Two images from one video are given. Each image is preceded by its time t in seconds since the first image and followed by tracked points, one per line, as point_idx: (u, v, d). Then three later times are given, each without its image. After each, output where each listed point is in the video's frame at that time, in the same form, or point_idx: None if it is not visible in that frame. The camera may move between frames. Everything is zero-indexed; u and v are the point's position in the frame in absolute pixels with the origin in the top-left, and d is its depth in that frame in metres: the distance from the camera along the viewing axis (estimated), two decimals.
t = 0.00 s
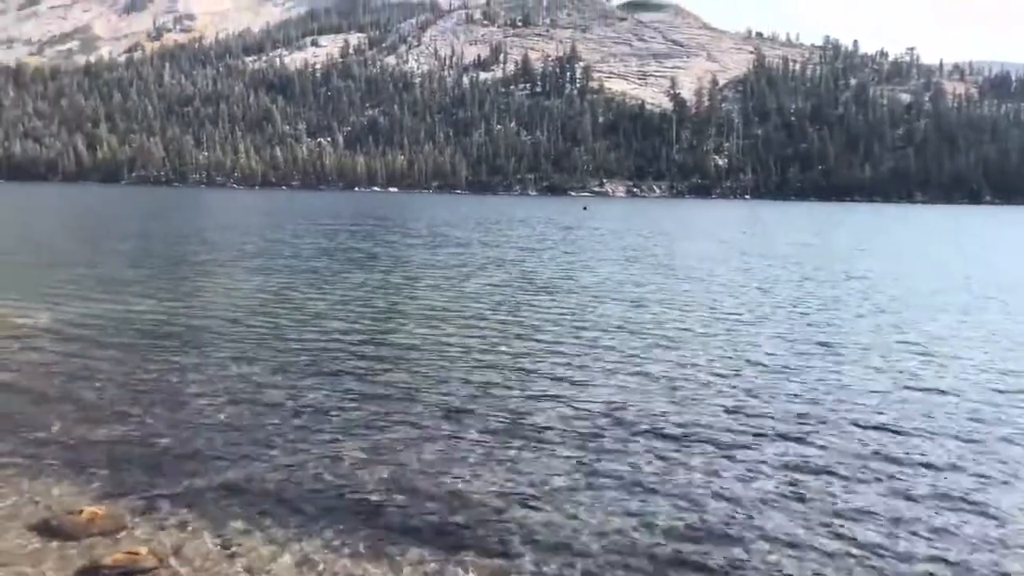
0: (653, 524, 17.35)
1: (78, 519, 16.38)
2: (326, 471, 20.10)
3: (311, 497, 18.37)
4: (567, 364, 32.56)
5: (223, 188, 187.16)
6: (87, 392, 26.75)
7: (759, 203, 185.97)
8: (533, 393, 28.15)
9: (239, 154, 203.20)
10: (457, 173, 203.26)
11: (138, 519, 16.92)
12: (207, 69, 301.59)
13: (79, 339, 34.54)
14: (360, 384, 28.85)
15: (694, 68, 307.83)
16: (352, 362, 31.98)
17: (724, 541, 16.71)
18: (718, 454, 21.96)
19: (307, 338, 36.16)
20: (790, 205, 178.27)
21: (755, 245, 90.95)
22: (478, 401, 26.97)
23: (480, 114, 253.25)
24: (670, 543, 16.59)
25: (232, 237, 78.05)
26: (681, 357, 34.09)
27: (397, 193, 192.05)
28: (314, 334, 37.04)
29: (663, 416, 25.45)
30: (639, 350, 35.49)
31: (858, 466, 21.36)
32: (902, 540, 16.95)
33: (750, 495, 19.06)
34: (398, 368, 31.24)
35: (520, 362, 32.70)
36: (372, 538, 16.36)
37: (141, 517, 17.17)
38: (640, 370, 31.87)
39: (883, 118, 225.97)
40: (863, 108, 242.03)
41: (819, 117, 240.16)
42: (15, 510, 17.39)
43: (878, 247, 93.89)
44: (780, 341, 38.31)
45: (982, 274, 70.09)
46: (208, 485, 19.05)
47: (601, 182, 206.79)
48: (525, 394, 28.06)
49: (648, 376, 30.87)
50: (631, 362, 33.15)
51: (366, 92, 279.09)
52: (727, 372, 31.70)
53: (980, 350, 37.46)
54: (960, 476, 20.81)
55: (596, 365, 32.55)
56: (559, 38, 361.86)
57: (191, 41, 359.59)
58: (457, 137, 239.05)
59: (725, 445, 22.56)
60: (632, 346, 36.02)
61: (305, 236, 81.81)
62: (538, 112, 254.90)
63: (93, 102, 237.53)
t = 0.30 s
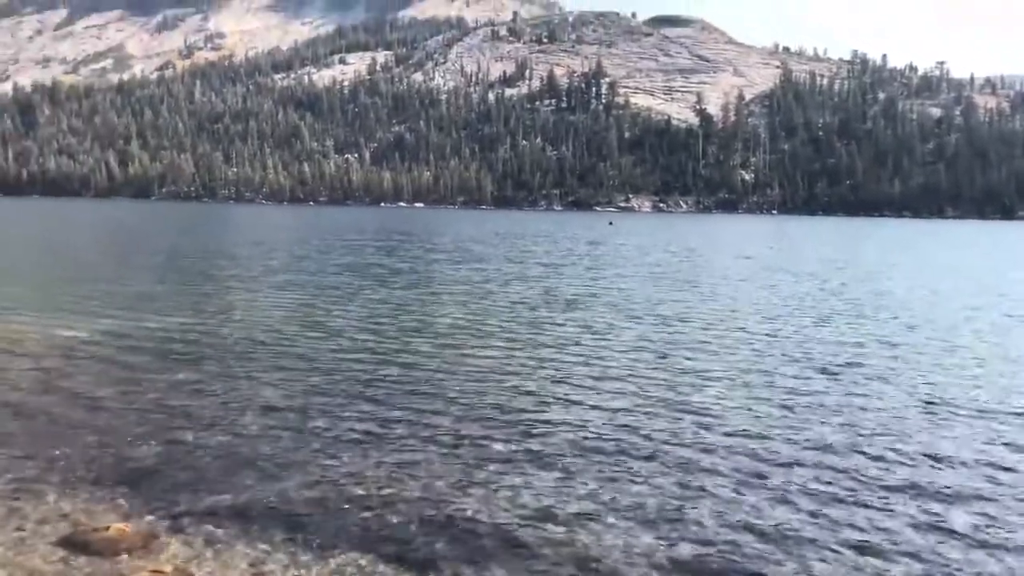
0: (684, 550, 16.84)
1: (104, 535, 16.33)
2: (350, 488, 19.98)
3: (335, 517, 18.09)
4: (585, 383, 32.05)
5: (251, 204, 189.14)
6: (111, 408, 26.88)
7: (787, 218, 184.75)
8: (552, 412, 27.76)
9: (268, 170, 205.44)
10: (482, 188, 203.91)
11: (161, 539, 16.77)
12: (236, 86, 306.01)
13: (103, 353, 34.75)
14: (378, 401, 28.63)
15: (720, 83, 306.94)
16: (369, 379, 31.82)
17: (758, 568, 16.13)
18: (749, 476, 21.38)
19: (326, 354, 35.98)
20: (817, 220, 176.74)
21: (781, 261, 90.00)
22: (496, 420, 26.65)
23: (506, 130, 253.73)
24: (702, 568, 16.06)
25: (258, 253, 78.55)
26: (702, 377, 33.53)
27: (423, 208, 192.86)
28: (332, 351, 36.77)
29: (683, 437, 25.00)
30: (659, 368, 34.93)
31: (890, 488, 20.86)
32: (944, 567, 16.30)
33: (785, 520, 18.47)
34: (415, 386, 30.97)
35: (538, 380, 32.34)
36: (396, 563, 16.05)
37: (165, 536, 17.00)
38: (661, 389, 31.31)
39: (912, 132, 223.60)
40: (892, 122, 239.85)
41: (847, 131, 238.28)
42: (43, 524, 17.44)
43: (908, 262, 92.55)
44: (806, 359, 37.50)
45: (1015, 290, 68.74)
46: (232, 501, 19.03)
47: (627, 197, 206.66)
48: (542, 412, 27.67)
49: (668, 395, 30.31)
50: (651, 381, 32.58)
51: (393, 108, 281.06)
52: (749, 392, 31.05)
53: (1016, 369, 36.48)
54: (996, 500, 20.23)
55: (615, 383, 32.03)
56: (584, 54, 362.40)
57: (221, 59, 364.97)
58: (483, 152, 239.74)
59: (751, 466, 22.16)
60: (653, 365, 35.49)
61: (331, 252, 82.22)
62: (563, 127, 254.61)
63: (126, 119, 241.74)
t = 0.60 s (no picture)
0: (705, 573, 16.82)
1: (135, 548, 16.73)
2: (374, 503, 20.27)
3: (360, 532, 18.32)
4: (602, 397, 31.95)
5: (281, 217, 191.39)
6: (138, 420, 27.32)
7: (817, 230, 183.10)
8: (569, 426, 27.71)
9: (298, 183, 207.61)
10: (508, 201, 204.16)
11: (194, 550, 17.11)
12: (266, 100, 309.66)
13: (129, 367, 35.27)
14: (396, 414, 28.81)
15: (748, 95, 305.17)
16: (387, 392, 31.96)
17: None
18: (774, 495, 21.27)
19: (345, 368, 36.21)
20: (846, 232, 174.98)
21: (809, 274, 89.22)
22: (513, 433, 26.68)
23: (532, 142, 254.02)
24: None
25: (285, 265, 79.40)
26: (720, 391, 33.25)
27: (449, 221, 193.40)
28: (353, 364, 37.01)
29: (701, 452, 24.84)
30: (678, 382, 34.71)
31: (913, 510, 20.56)
32: None
33: (809, 545, 18.35)
34: (432, 399, 31.08)
35: (556, 393, 32.37)
36: None
37: (197, 546, 17.35)
38: (678, 403, 31.10)
39: (944, 143, 220.77)
40: (923, 133, 237.00)
41: (877, 143, 235.81)
42: (75, 535, 17.89)
43: (937, 274, 91.51)
44: (828, 374, 37.09)
45: None
46: (257, 512, 19.40)
47: (654, 209, 206.26)
48: (558, 426, 27.65)
49: (685, 410, 30.12)
50: (669, 395, 32.38)
51: (420, 122, 282.75)
52: (770, 407, 30.77)
53: None
54: None
55: (633, 397, 31.90)
56: (611, 67, 362.35)
57: (252, 73, 369.72)
58: (510, 165, 240.31)
59: (770, 485, 22.08)
60: (672, 379, 35.27)
61: (357, 265, 82.99)
62: (590, 139, 254.11)
63: (158, 133, 245.28)
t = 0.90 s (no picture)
0: None
1: (166, 563, 16.56)
2: (405, 519, 20.00)
3: (389, 552, 18.03)
4: (627, 416, 31.19)
5: (311, 231, 193.07)
6: (168, 434, 27.31)
7: (849, 245, 180.65)
8: (595, 445, 27.02)
9: (328, 199, 209.53)
10: (537, 215, 203.83)
11: (224, 566, 16.94)
12: (298, 116, 313.39)
13: (154, 383, 35.09)
14: (422, 430, 28.57)
15: (779, 109, 303.00)
16: (410, 410, 31.50)
17: None
18: (811, 519, 20.67)
19: (369, 385, 35.83)
20: (879, 247, 172.41)
21: (842, 290, 87.74)
22: (539, 452, 26.09)
23: (561, 157, 253.95)
24: None
25: (312, 280, 79.46)
26: (749, 410, 32.36)
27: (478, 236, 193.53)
28: (377, 380, 36.81)
29: (733, 474, 24.09)
30: (705, 401, 33.89)
31: (956, 538, 19.79)
32: None
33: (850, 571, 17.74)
34: (456, 416, 30.67)
35: (582, 411, 31.92)
36: None
37: (228, 563, 17.16)
38: (706, 423, 30.27)
39: (980, 156, 217.28)
40: (959, 146, 233.51)
41: (912, 156, 232.57)
42: (107, 549, 17.77)
43: (974, 292, 89.43)
44: (862, 392, 36.22)
45: None
46: (287, 530, 19.16)
47: (683, 224, 204.97)
48: (585, 445, 26.99)
49: (713, 430, 29.27)
50: (696, 414, 31.54)
51: (450, 137, 283.98)
52: (802, 427, 29.82)
53: None
54: None
55: (658, 416, 31.10)
56: (640, 82, 361.80)
57: (284, 90, 374.56)
58: (538, 180, 240.42)
59: (810, 509, 21.31)
60: (699, 397, 34.44)
61: (384, 279, 83.06)
62: (619, 153, 253.23)
63: (192, 149, 248.96)
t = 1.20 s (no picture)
0: None
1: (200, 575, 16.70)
2: (433, 534, 19.88)
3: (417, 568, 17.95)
4: (652, 435, 30.43)
5: (343, 246, 194.47)
6: (201, 447, 27.53)
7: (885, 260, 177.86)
8: (620, 464, 26.35)
9: (360, 213, 211.41)
10: (567, 230, 203.43)
11: None
12: (331, 132, 316.99)
13: (178, 397, 35.16)
14: (448, 445, 28.45)
15: (812, 123, 300.26)
16: (433, 426, 31.22)
17: None
18: (847, 540, 20.16)
19: (392, 400, 35.45)
20: (916, 263, 169.51)
21: (876, 305, 86.27)
22: (566, 470, 25.72)
23: (592, 171, 253.13)
24: None
25: (343, 295, 79.94)
26: (779, 430, 31.47)
27: (508, 250, 193.71)
28: (404, 394, 36.79)
29: (763, 497, 23.32)
30: (733, 420, 33.00)
31: (995, 561, 19.20)
32: None
33: None
34: (482, 431, 30.53)
35: (609, 427, 31.55)
36: None
37: None
38: (732, 442, 29.50)
39: (1020, 170, 213.29)
40: (998, 160, 229.49)
41: (949, 169, 228.80)
42: (143, 560, 17.92)
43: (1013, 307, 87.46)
44: (896, 410, 35.44)
45: None
46: (318, 543, 19.16)
47: (715, 238, 203.36)
48: (609, 464, 26.33)
49: (739, 450, 28.51)
50: (722, 433, 30.75)
51: (480, 152, 285.00)
52: (837, 449, 28.88)
53: None
54: None
55: (683, 436, 30.29)
56: (671, 96, 360.39)
57: (317, 106, 379.29)
58: (569, 194, 239.84)
59: (843, 531, 20.72)
60: (727, 416, 33.59)
61: (414, 294, 83.30)
62: (650, 168, 251.92)
63: (228, 165, 252.60)
